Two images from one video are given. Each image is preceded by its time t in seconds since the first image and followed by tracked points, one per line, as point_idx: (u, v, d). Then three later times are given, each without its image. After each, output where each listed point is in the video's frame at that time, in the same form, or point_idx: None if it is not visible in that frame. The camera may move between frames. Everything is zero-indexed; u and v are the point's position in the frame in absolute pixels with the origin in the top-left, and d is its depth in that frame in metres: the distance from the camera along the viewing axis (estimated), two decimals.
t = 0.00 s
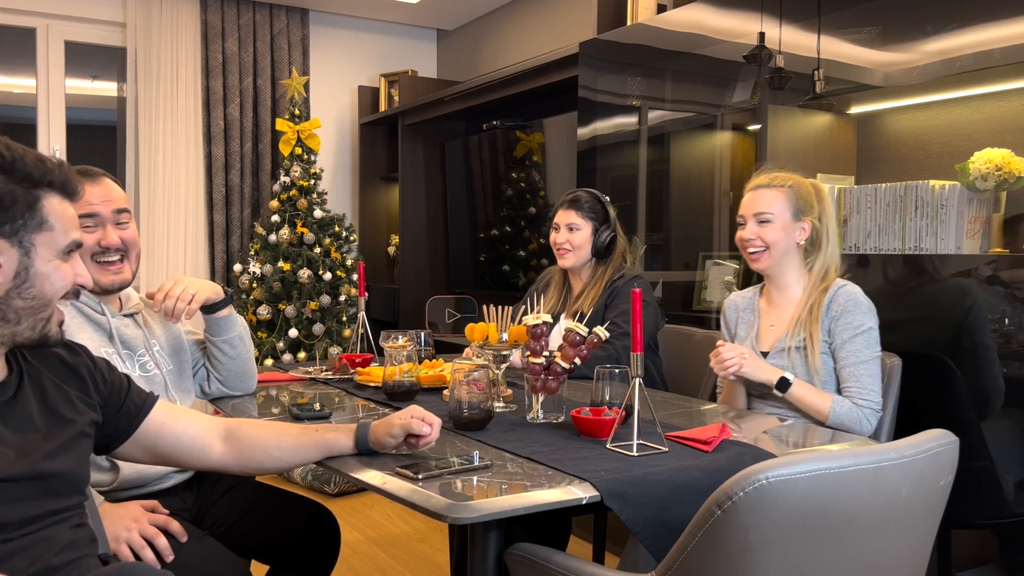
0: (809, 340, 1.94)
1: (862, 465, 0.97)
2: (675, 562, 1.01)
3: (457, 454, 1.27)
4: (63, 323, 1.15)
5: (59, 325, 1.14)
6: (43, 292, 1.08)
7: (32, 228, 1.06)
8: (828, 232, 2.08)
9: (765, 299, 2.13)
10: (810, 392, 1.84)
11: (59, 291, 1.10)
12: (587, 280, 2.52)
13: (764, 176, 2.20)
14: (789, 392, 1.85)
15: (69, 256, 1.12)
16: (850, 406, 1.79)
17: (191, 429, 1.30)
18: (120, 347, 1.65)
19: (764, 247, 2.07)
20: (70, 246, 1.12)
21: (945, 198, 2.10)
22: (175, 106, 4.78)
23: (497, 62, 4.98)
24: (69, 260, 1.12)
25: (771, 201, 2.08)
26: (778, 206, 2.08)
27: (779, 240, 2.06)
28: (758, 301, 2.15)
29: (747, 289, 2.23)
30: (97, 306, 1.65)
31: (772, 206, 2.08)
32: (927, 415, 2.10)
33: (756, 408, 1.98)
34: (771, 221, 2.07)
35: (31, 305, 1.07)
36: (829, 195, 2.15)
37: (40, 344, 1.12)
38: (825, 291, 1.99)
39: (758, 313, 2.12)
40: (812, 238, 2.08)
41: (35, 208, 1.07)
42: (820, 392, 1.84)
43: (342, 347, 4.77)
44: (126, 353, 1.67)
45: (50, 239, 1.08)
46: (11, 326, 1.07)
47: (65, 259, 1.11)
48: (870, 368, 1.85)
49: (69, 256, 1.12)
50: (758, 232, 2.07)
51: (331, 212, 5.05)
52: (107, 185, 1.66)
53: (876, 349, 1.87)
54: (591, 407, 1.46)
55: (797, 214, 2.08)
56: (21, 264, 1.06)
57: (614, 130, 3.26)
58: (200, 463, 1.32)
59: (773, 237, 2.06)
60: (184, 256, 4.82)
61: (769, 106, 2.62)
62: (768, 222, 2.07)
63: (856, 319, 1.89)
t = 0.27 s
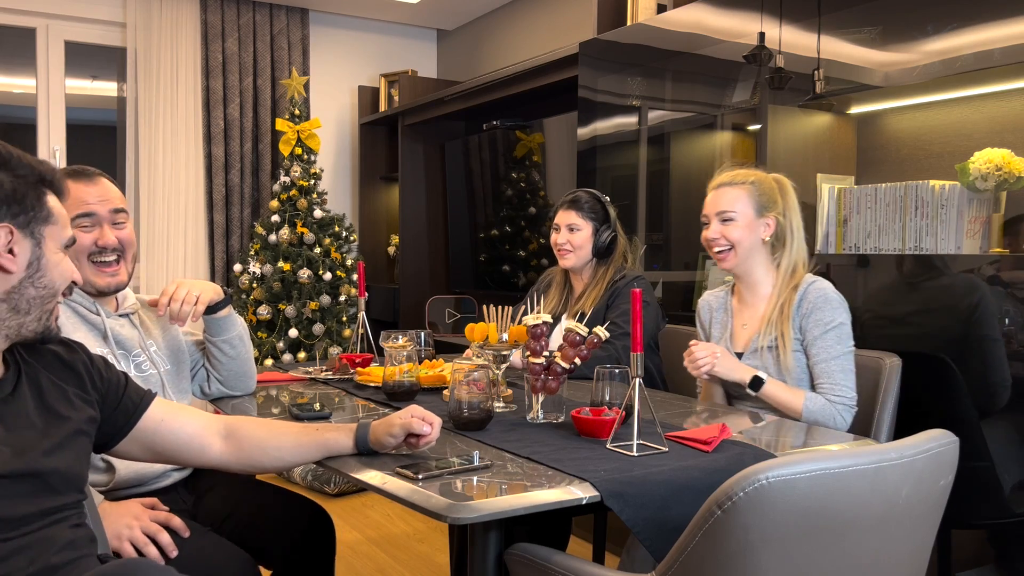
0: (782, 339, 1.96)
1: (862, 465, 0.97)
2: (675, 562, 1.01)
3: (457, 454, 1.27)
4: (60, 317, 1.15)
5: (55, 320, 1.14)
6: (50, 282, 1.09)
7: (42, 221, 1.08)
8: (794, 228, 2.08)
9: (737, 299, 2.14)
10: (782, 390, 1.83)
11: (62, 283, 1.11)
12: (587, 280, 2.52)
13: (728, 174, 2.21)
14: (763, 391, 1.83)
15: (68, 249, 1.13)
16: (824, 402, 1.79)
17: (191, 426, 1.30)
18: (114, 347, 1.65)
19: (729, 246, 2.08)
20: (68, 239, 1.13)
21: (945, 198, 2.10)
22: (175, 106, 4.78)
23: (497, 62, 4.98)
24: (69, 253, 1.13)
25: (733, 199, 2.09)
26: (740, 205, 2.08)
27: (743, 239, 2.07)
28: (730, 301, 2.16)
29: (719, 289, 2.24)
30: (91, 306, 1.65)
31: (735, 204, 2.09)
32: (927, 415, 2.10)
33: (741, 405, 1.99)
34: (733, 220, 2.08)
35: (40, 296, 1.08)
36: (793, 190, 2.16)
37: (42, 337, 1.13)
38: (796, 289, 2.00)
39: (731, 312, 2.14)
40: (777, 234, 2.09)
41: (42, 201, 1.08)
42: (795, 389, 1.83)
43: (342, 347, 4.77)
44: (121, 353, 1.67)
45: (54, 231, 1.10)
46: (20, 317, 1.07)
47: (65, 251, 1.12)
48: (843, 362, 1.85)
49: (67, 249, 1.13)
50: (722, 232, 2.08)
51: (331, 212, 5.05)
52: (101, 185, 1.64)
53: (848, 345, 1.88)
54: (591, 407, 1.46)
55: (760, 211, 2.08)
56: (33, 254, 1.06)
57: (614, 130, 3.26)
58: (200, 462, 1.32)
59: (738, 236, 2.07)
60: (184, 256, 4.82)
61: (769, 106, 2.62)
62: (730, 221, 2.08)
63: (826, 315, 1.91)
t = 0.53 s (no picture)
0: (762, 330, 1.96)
1: (863, 465, 0.97)
2: (675, 562, 1.01)
3: (457, 454, 1.27)
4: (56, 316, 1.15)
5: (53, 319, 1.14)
6: (49, 279, 1.09)
7: (40, 218, 1.08)
8: (767, 226, 2.08)
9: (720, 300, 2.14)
10: (763, 348, 1.78)
11: (60, 280, 1.12)
12: (587, 281, 2.52)
13: (696, 181, 2.19)
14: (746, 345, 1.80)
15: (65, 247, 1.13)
16: (801, 374, 1.78)
17: (190, 425, 1.31)
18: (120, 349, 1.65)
19: (703, 254, 2.08)
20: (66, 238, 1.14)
21: (945, 197, 2.10)
22: (175, 106, 4.78)
23: (497, 62, 4.98)
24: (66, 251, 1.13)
25: (702, 208, 2.07)
26: (710, 212, 2.07)
27: (717, 246, 2.07)
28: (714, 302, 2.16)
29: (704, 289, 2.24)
30: (99, 308, 1.65)
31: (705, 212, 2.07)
32: (928, 415, 2.10)
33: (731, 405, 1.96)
34: (703, 230, 2.07)
35: (38, 292, 1.08)
36: (762, 186, 2.15)
37: (39, 335, 1.13)
38: (775, 285, 2.00)
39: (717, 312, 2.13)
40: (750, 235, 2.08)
41: (40, 199, 1.08)
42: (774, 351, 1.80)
43: (342, 347, 4.78)
44: (126, 355, 1.66)
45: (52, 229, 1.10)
46: (17, 313, 1.07)
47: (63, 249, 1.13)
48: (817, 343, 1.85)
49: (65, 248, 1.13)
50: (695, 241, 2.08)
51: (331, 212, 5.05)
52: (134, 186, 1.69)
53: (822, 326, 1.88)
54: (591, 407, 1.46)
55: (730, 215, 2.07)
56: (30, 251, 1.06)
57: (614, 130, 3.26)
58: (200, 460, 1.32)
59: (711, 244, 2.06)
60: (184, 256, 4.82)
61: (769, 106, 2.62)
62: (701, 231, 2.07)
63: (800, 298, 1.91)
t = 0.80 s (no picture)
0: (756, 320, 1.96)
1: (862, 465, 0.98)
2: (675, 562, 1.01)
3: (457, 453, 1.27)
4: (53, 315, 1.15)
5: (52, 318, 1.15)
6: (48, 278, 1.10)
7: (40, 218, 1.08)
8: (753, 227, 2.05)
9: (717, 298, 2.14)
10: (745, 303, 1.82)
11: (59, 279, 1.12)
12: (587, 281, 2.53)
13: (684, 187, 2.17)
14: (731, 297, 1.85)
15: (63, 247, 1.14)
16: (770, 336, 1.78)
17: (190, 422, 1.31)
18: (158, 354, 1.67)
19: (688, 262, 2.08)
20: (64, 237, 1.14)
21: (945, 198, 2.10)
22: (175, 106, 4.78)
23: (496, 62, 4.99)
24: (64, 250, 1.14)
25: (685, 218, 2.06)
26: (692, 222, 2.05)
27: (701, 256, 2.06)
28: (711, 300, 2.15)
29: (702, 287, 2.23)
30: (138, 313, 1.65)
31: (687, 223, 2.06)
32: (928, 415, 2.10)
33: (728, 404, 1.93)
34: (687, 239, 2.06)
35: (37, 291, 1.08)
36: (752, 186, 2.10)
37: (35, 334, 1.13)
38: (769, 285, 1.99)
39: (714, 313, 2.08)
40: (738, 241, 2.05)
41: (40, 198, 1.09)
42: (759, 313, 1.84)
43: (342, 347, 4.78)
44: (162, 359, 1.68)
45: (52, 229, 1.11)
46: (17, 313, 1.07)
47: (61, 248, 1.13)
48: (796, 315, 1.85)
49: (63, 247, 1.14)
50: (678, 250, 2.07)
51: (331, 212, 5.05)
52: (169, 185, 1.74)
53: (808, 310, 1.88)
54: (591, 407, 1.46)
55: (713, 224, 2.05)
56: (31, 251, 1.07)
57: (614, 130, 3.27)
58: (200, 458, 1.32)
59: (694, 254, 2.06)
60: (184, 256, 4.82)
61: (769, 106, 2.62)
62: (684, 240, 2.06)
63: (786, 283, 1.93)
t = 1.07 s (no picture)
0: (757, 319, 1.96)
1: (862, 465, 0.97)
2: (675, 562, 1.01)
3: (457, 453, 1.27)
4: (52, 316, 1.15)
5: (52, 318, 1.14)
6: (48, 276, 1.10)
7: (40, 217, 1.08)
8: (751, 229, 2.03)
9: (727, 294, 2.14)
10: (732, 297, 1.86)
11: (58, 278, 1.12)
12: (587, 281, 2.52)
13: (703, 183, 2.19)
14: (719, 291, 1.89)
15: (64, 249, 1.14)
16: (751, 330, 1.79)
17: (190, 420, 1.31)
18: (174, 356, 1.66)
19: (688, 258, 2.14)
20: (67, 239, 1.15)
21: (945, 197, 2.10)
22: (175, 106, 4.78)
23: (497, 62, 4.98)
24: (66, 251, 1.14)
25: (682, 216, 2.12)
26: (688, 220, 2.11)
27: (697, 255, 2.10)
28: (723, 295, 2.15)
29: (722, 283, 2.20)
30: (158, 314, 1.64)
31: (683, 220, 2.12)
32: (928, 415, 2.10)
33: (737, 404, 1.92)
34: (685, 236, 2.11)
35: (36, 291, 1.08)
36: (760, 187, 2.06)
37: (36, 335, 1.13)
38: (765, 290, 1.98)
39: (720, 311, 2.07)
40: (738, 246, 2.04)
41: (41, 198, 1.09)
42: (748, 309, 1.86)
43: (342, 347, 4.78)
44: (177, 363, 1.67)
45: (56, 228, 1.11)
46: (14, 312, 1.07)
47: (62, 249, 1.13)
48: (786, 315, 1.84)
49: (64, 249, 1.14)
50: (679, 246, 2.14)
51: (331, 212, 5.05)
52: (195, 186, 1.74)
53: (804, 309, 1.87)
54: (591, 407, 1.46)
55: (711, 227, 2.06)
56: (29, 250, 1.07)
57: (614, 130, 3.27)
58: (200, 455, 1.32)
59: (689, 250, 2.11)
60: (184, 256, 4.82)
61: (769, 107, 2.62)
62: (683, 237, 2.12)
63: (785, 283, 1.92)
